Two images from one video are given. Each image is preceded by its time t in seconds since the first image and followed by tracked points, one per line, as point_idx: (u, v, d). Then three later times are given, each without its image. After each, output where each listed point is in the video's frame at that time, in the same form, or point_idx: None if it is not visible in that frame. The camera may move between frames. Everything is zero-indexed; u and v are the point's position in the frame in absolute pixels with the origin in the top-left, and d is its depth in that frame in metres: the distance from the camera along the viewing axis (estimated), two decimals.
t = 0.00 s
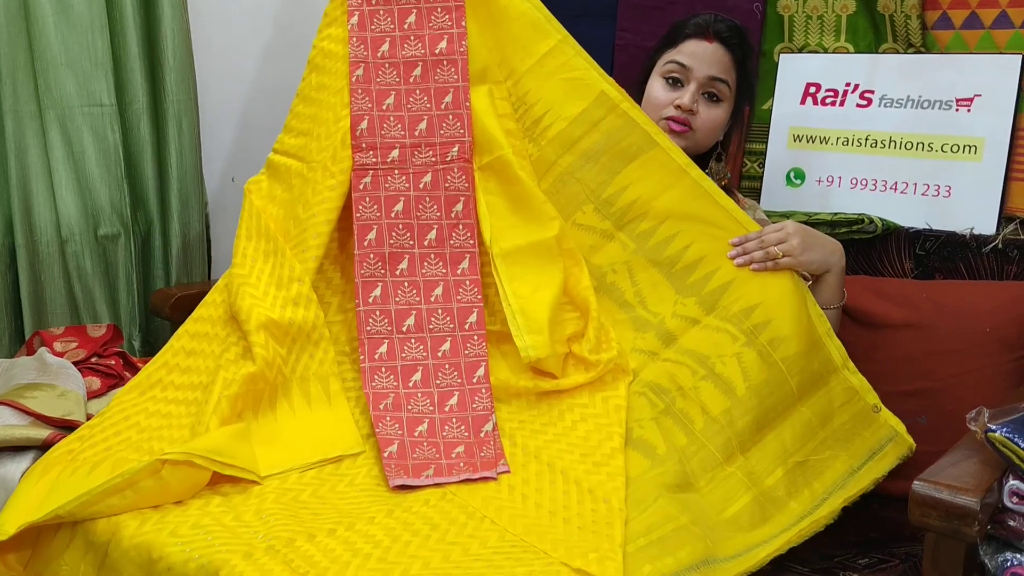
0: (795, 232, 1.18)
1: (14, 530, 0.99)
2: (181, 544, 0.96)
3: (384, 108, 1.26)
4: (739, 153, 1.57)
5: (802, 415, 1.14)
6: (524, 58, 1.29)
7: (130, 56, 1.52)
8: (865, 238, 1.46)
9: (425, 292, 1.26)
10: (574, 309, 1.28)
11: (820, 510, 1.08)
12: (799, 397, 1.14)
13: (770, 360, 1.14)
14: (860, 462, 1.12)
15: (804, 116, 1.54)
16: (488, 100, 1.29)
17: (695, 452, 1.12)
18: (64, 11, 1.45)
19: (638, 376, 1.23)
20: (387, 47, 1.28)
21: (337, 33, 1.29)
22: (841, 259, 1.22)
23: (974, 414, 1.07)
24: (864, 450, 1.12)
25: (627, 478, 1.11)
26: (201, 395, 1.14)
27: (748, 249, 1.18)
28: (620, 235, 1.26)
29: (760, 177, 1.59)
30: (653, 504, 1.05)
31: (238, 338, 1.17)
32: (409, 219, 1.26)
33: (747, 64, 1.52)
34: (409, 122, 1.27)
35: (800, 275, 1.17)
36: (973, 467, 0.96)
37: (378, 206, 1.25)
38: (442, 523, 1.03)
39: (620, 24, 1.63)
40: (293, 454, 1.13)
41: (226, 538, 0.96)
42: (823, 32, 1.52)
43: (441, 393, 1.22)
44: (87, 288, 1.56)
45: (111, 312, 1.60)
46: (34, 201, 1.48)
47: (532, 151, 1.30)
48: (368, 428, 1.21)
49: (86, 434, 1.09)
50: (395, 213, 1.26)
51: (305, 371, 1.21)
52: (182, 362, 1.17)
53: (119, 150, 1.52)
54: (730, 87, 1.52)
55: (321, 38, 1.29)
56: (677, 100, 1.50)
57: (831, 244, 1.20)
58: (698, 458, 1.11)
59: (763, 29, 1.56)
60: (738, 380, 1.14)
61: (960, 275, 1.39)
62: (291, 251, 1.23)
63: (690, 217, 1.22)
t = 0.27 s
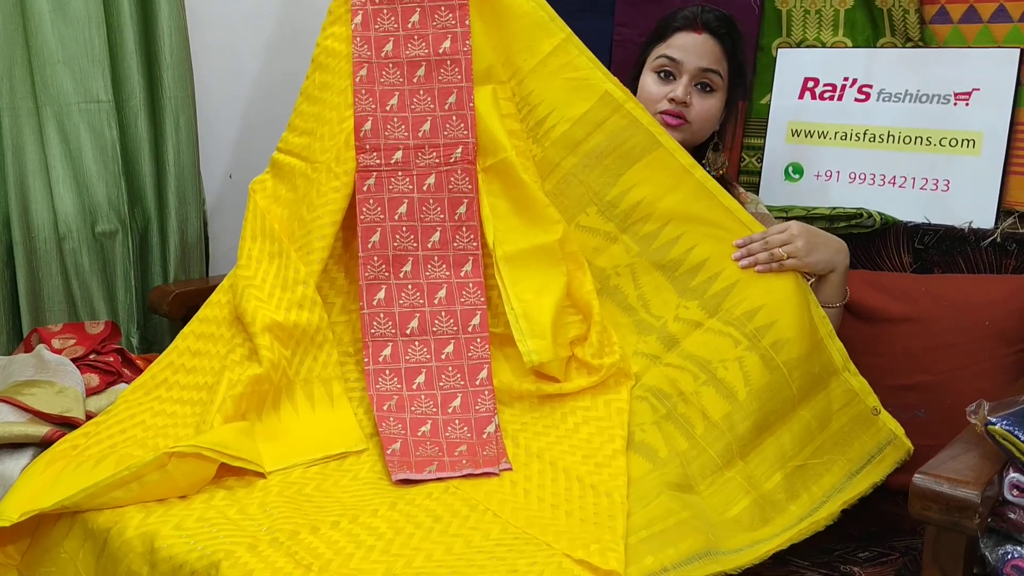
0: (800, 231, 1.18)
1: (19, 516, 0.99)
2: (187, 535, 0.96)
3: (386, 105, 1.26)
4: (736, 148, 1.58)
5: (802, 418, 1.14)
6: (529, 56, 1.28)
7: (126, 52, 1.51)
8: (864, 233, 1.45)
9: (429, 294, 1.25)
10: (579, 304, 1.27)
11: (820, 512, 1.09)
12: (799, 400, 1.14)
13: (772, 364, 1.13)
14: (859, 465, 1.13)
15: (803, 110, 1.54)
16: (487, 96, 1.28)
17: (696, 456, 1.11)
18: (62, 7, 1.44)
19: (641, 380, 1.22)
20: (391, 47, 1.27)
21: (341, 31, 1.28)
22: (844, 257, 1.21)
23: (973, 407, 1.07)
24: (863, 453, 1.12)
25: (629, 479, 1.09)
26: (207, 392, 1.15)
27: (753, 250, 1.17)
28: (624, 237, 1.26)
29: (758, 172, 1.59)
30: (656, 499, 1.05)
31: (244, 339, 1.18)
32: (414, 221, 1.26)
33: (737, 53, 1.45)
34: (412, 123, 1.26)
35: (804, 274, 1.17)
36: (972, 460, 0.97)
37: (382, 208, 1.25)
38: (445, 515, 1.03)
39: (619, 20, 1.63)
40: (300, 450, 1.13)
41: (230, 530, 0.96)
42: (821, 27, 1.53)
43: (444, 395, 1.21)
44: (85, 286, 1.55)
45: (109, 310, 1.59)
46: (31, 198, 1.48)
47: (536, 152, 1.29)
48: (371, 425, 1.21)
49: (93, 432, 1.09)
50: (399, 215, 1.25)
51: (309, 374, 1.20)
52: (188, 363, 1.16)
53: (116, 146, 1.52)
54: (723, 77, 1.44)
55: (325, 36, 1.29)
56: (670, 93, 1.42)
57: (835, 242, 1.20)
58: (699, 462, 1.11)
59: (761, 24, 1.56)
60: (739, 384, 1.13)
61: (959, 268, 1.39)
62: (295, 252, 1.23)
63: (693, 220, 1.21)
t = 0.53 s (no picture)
0: (808, 231, 1.17)
1: (25, 506, 0.99)
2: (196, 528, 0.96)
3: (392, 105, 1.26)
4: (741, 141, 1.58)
5: (807, 417, 1.13)
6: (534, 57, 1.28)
7: (128, 47, 1.51)
8: (867, 227, 1.45)
9: (436, 294, 1.25)
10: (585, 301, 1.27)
11: (825, 508, 1.07)
12: (805, 397, 1.13)
13: (779, 361, 1.12)
14: (863, 464, 1.10)
15: (806, 104, 1.54)
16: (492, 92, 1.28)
17: (702, 453, 1.11)
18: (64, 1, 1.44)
19: (647, 378, 1.22)
20: (396, 49, 1.27)
21: (347, 33, 1.28)
22: (852, 257, 1.21)
23: (980, 399, 1.07)
24: (866, 452, 1.10)
25: (636, 475, 1.10)
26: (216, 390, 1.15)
27: (761, 249, 1.16)
28: (630, 235, 1.26)
29: (761, 166, 1.59)
30: (663, 493, 1.05)
31: (253, 341, 1.18)
32: (420, 221, 1.26)
33: (740, 43, 1.45)
34: (419, 124, 1.26)
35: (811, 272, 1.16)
36: (979, 452, 0.96)
37: (389, 209, 1.25)
38: (452, 508, 1.03)
39: (621, 15, 1.63)
40: (307, 446, 1.13)
41: (238, 522, 0.97)
42: (825, 20, 1.53)
43: (452, 394, 1.22)
44: (88, 281, 1.55)
45: (112, 305, 1.59)
46: (34, 193, 1.47)
47: (542, 152, 1.29)
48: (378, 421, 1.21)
49: (102, 427, 1.09)
50: (406, 215, 1.25)
51: (316, 374, 1.21)
52: (196, 361, 1.17)
53: (119, 141, 1.52)
54: (727, 68, 1.43)
55: (331, 39, 1.28)
56: (674, 88, 1.42)
57: (844, 242, 1.19)
58: (705, 459, 1.11)
59: (764, 18, 1.56)
60: (746, 381, 1.13)
61: (962, 262, 1.39)
62: (303, 255, 1.23)
63: (700, 217, 1.21)
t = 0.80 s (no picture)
0: (815, 223, 1.17)
1: (37, 498, 1.00)
2: (207, 522, 0.96)
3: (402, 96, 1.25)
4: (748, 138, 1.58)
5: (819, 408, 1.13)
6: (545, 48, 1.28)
7: (133, 45, 1.51)
8: (871, 225, 1.45)
9: (446, 284, 1.26)
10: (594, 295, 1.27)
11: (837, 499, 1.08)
12: (816, 388, 1.13)
13: (789, 352, 1.13)
14: (877, 454, 1.10)
15: (810, 102, 1.53)
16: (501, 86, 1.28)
17: (713, 443, 1.12)
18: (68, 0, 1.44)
19: (657, 367, 1.22)
20: (407, 40, 1.27)
21: (358, 24, 1.28)
22: (860, 250, 1.21)
23: (987, 396, 1.07)
24: (879, 443, 1.11)
25: (645, 467, 1.10)
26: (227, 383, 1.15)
27: (770, 242, 1.16)
28: (640, 228, 1.25)
29: (765, 164, 1.59)
30: (672, 488, 1.06)
31: (263, 332, 1.17)
32: (430, 212, 1.26)
33: (748, 40, 1.45)
34: (429, 116, 1.26)
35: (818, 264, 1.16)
36: (986, 449, 0.96)
37: (399, 199, 1.25)
38: (462, 503, 1.03)
39: (625, 12, 1.63)
40: (319, 441, 1.13)
41: (249, 517, 0.97)
42: (829, 18, 1.53)
43: (462, 384, 1.21)
44: (93, 279, 1.55)
45: (117, 303, 1.59)
46: (39, 192, 1.47)
47: (553, 144, 1.29)
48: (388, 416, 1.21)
49: (116, 421, 1.10)
50: (416, 206, 1.25)
51: (327, 363, 1.21)
52: (207, 352, 1.17)
53: (123, 139, 1.52)
54: (735, 66, 1.43)
55: (342, 30, 1.28)
56: (683, 85, 1.42)
57: (852, 235, 1.19)
58: (715, 448, 1.11)
59: (768, 16, 1.56)
60: (756, 371, 1.13)
61: (968, 260, 1.39)
62: (314, 244, 1.23)
63: (709, 211, 1.20)
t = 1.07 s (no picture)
0: (826, 228, 1.16)
1: (44, 494, 1.00)
2: (213, 521, 0.96)
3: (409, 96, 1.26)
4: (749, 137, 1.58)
5: (823, 415, 1.12)
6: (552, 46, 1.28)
7: (136, 44, 1.51)
8: (875, 224, 1.44)
9: (452, 286, 1.26)
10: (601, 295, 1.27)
11: (840, 508, 1.08)
12: (821, 395, 1.12)
13: (795, 359, 1.12)
14: (880, 462, 1.11)
15: (813, 102, 1.54)
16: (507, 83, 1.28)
17: (717, 451, 1.11)
18: None
19: (663, 375, 1.22)
20: (413, 37, 1.27)
21: (364, 20, 1.27)
22: (869, 253, 1.20)
23: (991, 395, 1.07)
24: (883, 450, 1.10)
25: (650, 471, 1.10)
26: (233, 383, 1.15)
27: (778, 245, 1.16)
28: (647, 229, 1.25)
29: (767, 163, 1.59)
30: (677, 488, 1.06)
31: (270, 333, 1.17)
32: (437, 213, 1.26)
33: (749, 39, 1.45)
34: (435, 114, 1.26)
35: (829, 268, 1.15)
36: (990, 448, 0.96)
37: (405, 201, 1.25)
38: (467, 502, 1.03)
39: (628, 12, 1.63)
40: (324, 441, 1.13)
41: (255, 516, 0.97)
42: (832, 17, 1.53)
43: (468, 387, 1.22)
44: (96, 279, 1.55)
45: (120, 303, 1.59)
46: (42, 192, 1.47)
47: (560, 142, 1.29)
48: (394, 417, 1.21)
49: (124, 421, 1.10)
50: (422, 207, 1.25)
51: (333, 367, 1.21)
52: (214, 353, 1.17)
53: (126, 138, 1.52)
54: (737, 64, 1.43)
55: (348, 24, 1.28)
56: (685, 84, 1.41)
57: (860, 238, 1.18)
58: (721, 456, 1.11)
59: (771, 15, 1.56)
60: (761, 378, 1.13)
61: (971, 259, 1.39)
62: (320, 246, 1.23)
63: (717, 212, 1.20)
